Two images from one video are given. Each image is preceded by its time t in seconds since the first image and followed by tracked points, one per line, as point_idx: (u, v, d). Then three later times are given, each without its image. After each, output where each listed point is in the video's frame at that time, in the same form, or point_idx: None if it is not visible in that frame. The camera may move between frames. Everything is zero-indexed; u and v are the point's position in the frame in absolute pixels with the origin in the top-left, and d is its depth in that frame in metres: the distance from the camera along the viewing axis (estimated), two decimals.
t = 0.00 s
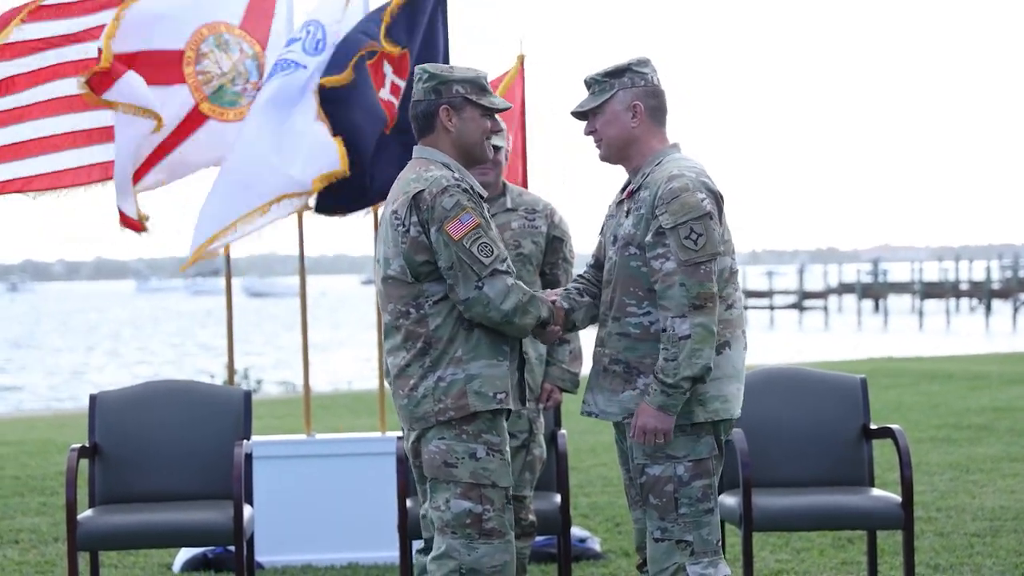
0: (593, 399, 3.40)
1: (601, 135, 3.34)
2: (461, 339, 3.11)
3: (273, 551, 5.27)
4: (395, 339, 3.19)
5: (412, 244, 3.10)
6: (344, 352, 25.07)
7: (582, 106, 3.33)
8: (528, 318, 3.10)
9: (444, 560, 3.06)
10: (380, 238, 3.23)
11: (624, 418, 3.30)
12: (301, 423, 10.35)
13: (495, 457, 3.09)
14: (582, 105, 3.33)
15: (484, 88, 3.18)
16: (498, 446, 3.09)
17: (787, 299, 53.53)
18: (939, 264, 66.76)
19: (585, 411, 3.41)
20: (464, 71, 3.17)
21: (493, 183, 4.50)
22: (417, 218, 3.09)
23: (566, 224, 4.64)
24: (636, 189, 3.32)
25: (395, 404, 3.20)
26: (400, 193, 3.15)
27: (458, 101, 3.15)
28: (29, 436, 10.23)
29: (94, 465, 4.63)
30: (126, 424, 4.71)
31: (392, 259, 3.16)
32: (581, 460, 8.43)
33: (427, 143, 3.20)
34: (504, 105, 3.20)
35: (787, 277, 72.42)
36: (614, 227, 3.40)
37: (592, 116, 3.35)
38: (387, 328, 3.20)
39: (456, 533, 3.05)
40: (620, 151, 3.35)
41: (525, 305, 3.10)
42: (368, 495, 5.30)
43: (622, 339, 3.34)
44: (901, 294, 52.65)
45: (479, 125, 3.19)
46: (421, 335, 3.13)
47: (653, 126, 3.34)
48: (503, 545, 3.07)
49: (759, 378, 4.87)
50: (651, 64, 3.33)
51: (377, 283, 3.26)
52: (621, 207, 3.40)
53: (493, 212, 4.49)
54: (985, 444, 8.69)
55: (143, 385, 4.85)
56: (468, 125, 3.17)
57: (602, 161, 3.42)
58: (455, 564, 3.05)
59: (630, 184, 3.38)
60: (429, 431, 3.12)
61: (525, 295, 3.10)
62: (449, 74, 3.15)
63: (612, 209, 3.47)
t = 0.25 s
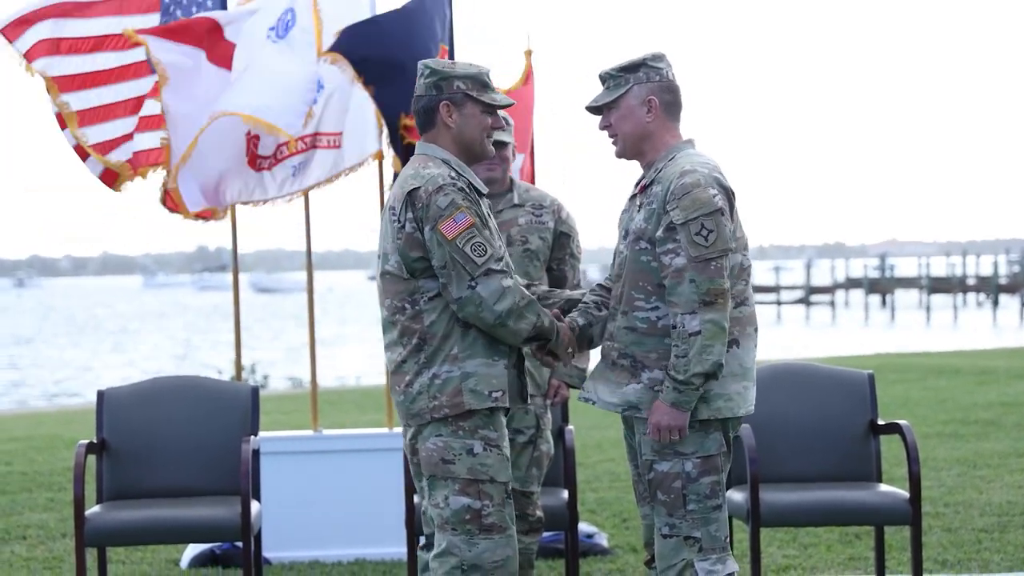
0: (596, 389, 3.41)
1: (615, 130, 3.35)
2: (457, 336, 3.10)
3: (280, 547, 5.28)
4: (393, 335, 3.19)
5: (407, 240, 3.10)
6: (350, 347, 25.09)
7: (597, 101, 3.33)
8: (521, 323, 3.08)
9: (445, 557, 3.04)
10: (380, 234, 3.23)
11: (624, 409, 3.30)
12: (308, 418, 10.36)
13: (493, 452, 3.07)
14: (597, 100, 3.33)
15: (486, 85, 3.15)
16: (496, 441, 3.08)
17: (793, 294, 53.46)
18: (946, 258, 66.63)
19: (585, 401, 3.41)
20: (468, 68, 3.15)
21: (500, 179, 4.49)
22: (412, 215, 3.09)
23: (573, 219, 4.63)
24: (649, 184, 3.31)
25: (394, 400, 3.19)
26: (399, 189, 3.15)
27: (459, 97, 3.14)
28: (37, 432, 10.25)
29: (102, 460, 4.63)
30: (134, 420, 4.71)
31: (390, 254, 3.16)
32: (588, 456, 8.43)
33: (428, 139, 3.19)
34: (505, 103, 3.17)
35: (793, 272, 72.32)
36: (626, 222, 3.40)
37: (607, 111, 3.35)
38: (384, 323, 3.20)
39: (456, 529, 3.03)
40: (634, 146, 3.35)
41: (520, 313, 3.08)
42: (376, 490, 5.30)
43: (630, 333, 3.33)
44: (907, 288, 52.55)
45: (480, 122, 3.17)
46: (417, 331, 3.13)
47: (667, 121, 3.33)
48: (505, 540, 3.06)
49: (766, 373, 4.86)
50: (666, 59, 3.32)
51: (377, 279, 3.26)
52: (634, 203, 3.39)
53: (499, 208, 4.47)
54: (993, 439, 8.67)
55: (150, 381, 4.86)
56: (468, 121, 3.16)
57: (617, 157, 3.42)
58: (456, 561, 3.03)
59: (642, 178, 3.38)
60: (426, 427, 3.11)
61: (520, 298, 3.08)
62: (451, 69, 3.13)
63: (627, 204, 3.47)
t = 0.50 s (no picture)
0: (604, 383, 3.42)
1: (629, 127, 3.34)
2: (440, 339, 3.09)
3: (283, 546, 5.28)
4: (379, 335, 3.20)
5: (391, 237, 3.11)
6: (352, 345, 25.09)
7: (611, 99, 3.32)
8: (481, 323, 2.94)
9: (438, 555, 3.04)
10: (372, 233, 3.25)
11: (637, 409, 3.31)
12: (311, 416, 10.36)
13: (484, 449, 3.06)
14: (612, 97, 3.32)
15: (489, 87, 3.13)
16: (486, 438, 3.08)
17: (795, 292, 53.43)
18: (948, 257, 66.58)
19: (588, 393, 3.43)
20: (473, 70, 3.13)
21: (505, 178, 4.48)
22: (397, 214, 3.09)
23: (578, 218, 4.63)
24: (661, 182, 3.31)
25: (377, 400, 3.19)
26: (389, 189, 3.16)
27: (461, 97, 3.12)
28: (39, 429, 10.24)
29: (105, 458, 4.63)
30: (136, 418, 4.71)
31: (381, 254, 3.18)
32: (591, 454, 8.43)
33: (429, 139, 3.19)
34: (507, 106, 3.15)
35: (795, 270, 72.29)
36: (638, 219, 3.40)
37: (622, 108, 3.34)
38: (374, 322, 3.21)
39: (448, 526, 3.03)
40: (647, 143, 3.34)
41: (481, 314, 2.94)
42: (380, 489, 5.29)
43: (638, 331, 3.32)
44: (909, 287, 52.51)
45: (481, 125, 3.15)
46: (403, 332, 3.13)
47: (681, 118, 3.32)
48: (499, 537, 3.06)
49: (770, 372, 4.85)
50: (679, 56, 3.31)
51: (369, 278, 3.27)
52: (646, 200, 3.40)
53: (503, 207, 4.47)
54: (996, 438, 8.66)
55: (153, 378, 4.86)
56: (469, 122, 3.14)
57: (631, 155, 3.41)
58: (449, 558, 3.03)
59: (655, 176, 3.37)
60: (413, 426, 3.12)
61: (477, 300, 2.94)
62: (455, 70, 3.11)
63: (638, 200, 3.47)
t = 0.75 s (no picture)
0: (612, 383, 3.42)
1: (633, 129, 3.34)
2: (438, 334, 3.09)
3: (284, 545, 5.28)
4: (379, 333, 3.20)
5: (390, 239, 3.09)
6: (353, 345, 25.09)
7: (616, 103, 3.32)
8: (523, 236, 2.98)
9: (423, 554, 3.05)
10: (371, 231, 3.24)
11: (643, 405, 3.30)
12: (312, 416, 10.36)
13: (472, 453, 3.05)
14: (616, 101, 3.32)
15: (489, 92, 3.11)
16: (476, 442, 3.06)
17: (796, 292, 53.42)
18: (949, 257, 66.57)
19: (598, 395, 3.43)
20: (474, 73, 3.12)
21: (507, 178, 4.47)
22: (394, 215, 3.08)
23: (579, 218, 4.63)
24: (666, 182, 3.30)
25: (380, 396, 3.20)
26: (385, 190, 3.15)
27: (460, 100, 3.11)
28: (40, 429, 10.24)
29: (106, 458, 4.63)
30: (138, 418, 4.71)
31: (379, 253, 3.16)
32: (592, 454, 8.42)
33: (427, 140, 3.19)
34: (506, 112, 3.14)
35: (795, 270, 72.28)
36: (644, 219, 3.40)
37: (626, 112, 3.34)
38: (371, 320, 3.20)
39: (433, 528, 3.03)
40: (652, 146, 3.34)
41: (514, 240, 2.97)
42: (381, 489, 5.29)
43: (646, 329, 3.32)
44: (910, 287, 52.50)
45: (480, 129, 3.15)
46: (401, 329, 3.12)
47: (685, 120, 3.31)
48: (483, 542, 3.04)
49: (771, 372, 4.85)
50: (683, 57, 3.32)
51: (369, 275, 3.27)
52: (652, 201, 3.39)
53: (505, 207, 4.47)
54: (997, 438, 8.66)
55: (154, 377, 4.85)
56: (466, 126, 3.13)
57: (636, 157, 3.41)
58: (432, 559, 3.04)
59: (660, 177, 3.37)
60: (409, 425, 3.11)
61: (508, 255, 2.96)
62: (457, 72, 3.10)
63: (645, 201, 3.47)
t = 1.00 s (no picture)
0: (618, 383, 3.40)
1: (640, 133, 3.35)
2: (453, 322, 3.09)
3: (285, 544, 5.28)
4: (387, 328, 3.18)
5: (416, 235, 3.06)
6: (353, 344, 25.09)
7: (620, 106, 3.33)
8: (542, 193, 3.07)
9: (426, 554, 3.05)
10: (373, 228, 3.22)
11: (645, 406, 3.29)
12: (312, 415, 10.36)
13: (479, 453, 3.05)
14: (619, 104, 3.33)
15: (481, 86, 3.12)
16: (482, 442, 3.06)
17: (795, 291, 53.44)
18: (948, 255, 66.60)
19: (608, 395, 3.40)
20: (469, 68, 3.13)
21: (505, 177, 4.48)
22: (416, 210, 3.06)
23: (579, 217, 4.62)
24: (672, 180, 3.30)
25: (386, 391, 3.18)
26: (392, 187, 3.14)
27: (453, 97, 3.12)
28: (41, 428, 10.24)
29: (106, 457, 4.63)
30: (137, 417, 4.71)
31: (387, 249, 3.13)
32: (592, 453, 8.42)
33: (421, 137, 3.19)
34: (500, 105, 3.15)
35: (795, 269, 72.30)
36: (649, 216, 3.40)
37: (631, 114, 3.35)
38: (378, 315, 3.19)
39: (437, 527, 3.03)
40: (660, 146, 3.34)
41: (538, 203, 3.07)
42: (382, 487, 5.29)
43: (647, 327, 3.32)
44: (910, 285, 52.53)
45: (475, 123, 3.15)
46: (415, 320, 3.11)
47: (691, 118, 3.31)
48: (485, 542, 3.04)
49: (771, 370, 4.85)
50: (682, 56, 3.30)
51: (369, 272, 3.24)
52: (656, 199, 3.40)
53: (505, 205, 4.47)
54: (997, 436, 8.66)
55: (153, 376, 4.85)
56: (461, 121, 3.13)
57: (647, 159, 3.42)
58: (435, 558, 3.04)
59: (665, 176, 3.37)
60: (418, 420, 3.09)
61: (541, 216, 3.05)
62: (447, 69, 3.11)
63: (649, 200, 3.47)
